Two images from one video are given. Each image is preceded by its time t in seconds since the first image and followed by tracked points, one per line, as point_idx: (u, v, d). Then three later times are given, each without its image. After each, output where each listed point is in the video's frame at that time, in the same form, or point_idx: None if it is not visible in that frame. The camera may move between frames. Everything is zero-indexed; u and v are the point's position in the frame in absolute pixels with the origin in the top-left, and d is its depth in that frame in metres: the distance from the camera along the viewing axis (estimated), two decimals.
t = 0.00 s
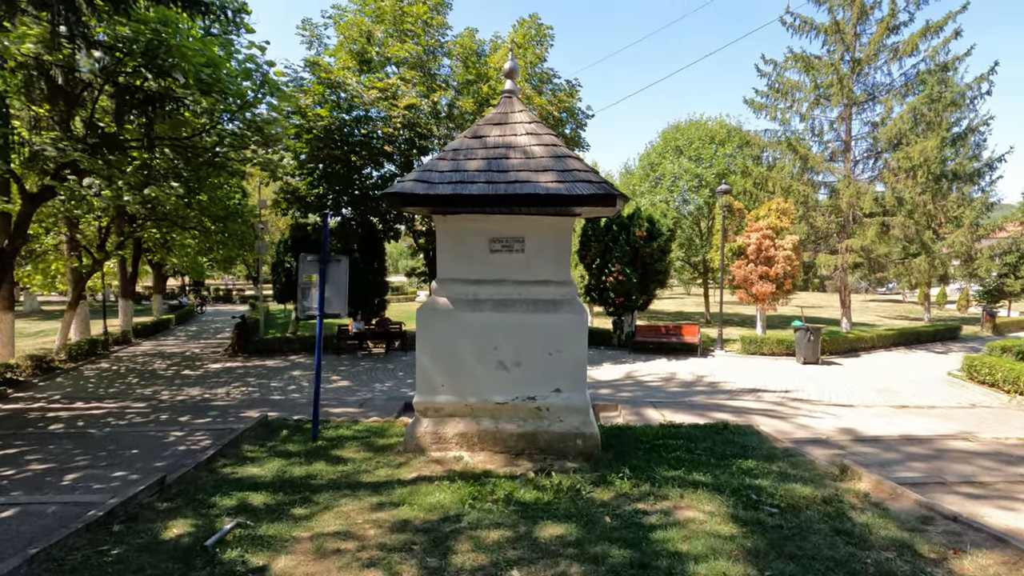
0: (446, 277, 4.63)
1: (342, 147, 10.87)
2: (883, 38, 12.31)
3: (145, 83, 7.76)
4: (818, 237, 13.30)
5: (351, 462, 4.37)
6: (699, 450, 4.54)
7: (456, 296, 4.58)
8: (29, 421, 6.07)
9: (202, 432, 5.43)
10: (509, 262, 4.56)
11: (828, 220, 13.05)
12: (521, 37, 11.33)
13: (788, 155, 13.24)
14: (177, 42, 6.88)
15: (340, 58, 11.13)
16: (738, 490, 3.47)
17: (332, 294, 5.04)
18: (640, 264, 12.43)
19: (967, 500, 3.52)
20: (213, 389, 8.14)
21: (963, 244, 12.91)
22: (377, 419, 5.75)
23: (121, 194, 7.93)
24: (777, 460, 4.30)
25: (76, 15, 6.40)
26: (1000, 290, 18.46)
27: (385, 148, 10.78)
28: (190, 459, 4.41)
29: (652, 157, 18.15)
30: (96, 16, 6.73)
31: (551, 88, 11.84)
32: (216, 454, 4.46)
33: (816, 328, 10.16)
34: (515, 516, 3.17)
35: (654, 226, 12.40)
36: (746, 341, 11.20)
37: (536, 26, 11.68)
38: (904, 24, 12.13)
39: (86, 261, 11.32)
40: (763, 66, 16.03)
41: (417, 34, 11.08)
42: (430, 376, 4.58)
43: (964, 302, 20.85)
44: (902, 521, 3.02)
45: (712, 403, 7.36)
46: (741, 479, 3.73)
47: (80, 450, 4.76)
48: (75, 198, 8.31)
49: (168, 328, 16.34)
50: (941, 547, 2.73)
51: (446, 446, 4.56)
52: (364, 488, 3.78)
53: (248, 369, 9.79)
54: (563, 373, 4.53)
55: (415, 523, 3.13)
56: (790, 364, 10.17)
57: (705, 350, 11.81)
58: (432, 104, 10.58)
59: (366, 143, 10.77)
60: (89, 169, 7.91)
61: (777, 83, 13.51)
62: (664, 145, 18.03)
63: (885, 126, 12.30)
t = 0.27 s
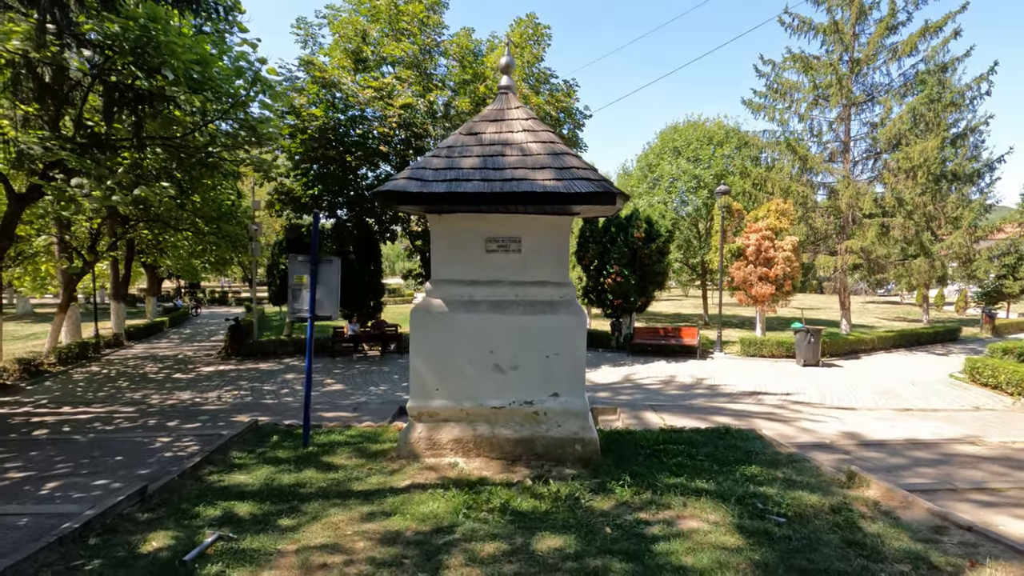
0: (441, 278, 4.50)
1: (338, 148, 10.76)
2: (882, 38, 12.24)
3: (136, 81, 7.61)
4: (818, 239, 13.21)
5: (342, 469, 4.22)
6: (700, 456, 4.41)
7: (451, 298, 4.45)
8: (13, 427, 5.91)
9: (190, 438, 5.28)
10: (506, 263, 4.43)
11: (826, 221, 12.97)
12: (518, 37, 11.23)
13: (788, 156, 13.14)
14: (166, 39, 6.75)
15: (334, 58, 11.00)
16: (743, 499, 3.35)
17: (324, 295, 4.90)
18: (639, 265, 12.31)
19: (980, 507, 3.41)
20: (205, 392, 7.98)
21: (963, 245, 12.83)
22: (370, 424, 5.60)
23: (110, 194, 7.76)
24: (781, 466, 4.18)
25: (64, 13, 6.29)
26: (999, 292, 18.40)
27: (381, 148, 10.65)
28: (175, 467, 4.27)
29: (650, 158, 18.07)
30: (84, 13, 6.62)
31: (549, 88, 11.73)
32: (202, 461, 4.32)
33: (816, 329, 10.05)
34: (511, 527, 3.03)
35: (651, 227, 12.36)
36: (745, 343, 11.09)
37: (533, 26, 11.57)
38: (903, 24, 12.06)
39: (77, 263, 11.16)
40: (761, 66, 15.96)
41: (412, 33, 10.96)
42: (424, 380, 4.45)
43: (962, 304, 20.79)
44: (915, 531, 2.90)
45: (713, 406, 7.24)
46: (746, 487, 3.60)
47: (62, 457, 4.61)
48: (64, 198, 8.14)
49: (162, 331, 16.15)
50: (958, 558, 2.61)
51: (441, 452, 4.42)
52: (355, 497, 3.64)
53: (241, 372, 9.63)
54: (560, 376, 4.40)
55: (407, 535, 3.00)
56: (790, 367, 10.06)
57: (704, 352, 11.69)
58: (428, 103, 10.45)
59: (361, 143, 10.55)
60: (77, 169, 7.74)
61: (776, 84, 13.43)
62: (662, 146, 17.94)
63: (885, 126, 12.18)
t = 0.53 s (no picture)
0: (438, 280, 4.37)
1: (335, 149, 10.64)
2: (882, 40, 12.17)
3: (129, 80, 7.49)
4: (818, 241, 13.12)
5: (336, 479, 4.08)
6: (706, 464, 4.28)
7: (449, 301, 4.31)
8: None
9: (180, 446, 5.12)
10: (505, 265, 4.30)
11: (827, 223, 12.90)
12: (516, 37, 11.12)
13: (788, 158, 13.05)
14: (157, 35, 6.56)
15: (331, 58, 10.88)
16: (753, 511, 3.21)
17: (318, 299, 4.76)
18: (639, 268, 12.18)
19: (999, 519, 3.28)
20: (197, 398, 7.82)
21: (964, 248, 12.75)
22: (365, 431, 5.46)
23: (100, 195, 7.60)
24: (791, 475, 4.04)
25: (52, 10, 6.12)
26: (999, 295, 18.34)
27: (378, 150, 10.52)
28: (163, 477, 4.11)
29: (649, 160, 17.99)
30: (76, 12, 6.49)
31: (547, 89, 11.63)
32: (190, 470, 4.17)
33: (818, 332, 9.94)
34: (513, 542, 2.89)
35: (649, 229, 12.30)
36: (746, 346, 10.97)
37: (532, 26, 11.46)
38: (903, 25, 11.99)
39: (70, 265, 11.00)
40: (760, 67, 15.96)
41: (410, 33, 10.85)
42: (421, 385, 4.30)
43: (961, 306, 20.72)
44: (935, 545, 2.77)
45: (716, 411, 7.10)
46: (756, 498, 3.46)
47: (46, 466, 4.45)
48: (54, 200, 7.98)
49: (156, 334, 15.97)
50: None
51: (438, 461, 4.27)
52: (348, 509, 3.49)
53: (234, 377, 9.46)
54: (562, 382, 4.26)
55: (402, 550, 2.86)
56: (792, 370, 9.94)
57: (705, 356, 11.56)
58: (426, 104, 10.34)
59: (358, 145, 10.55)
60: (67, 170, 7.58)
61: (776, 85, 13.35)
62: (661, 148, 17.87)
63: (886, 128, 12.12)
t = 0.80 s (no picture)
0: (436, 284, 4.24)
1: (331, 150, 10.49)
2: (883, 41, 12.10)
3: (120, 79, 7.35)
4: (818, 243, 13.04)
5: (330, 490, 3.93)
6: (713, 473, 4.15)
7: (447, 305, 4.18)
8: None
9: (170, 454, 4.97)
10: (505, 268, 4.16)
11: (827, 225, 12.83)
12: (515, 37, 11.00)
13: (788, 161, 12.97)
14: (148, 34, 6.45)
15: (327, 58, 10.72)
16: (765, 524, 3.08)
17: (312, 303, 4.63)
18: (637, 271, 12.07)
19: (1019, 532, 3.17)
20: (189, 403, 7.65)
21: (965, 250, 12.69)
22: (361, 439, 5.31)
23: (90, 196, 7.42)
24: (800, 485, 3.92)
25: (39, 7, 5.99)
26: (998, 297, 18.30)
27: (374, 151, 10.35)
28: (149, 488, 3.96)
29: (648, 162, 17.90)
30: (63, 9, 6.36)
31: (546, 90, 11.53)
32: (179, 481, 4.02)
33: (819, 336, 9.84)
34: (514, 559, 2.75)
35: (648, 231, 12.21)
36: (747, 349, 10.86)
37: (530, 27, 11.34)
38: (904, 27, 11.92)
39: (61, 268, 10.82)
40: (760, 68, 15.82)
41: (407, 33, 10.71)
42: (418, 393, 4.17)
43: (960, 309, 20.70)
44: (957, 561, 2.65)
45: (719, 416, 6.98)
46: (766, 510, 3.34)
47: (29, 477, 4.29)
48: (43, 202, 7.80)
49: (149, 337, 15.75)
50: None
51: (436, 471, 4.13)
52: (342, 522, 3.35)
53: (228, 381, 9.30)
54: (563, 388, 4.13)
55: (399, 569, 2.72)
56: (794, 374, 9.83)
57: (706, 359, 11.45)
58: (423, 105, 10.22)
59: (355, 146, 10.36)
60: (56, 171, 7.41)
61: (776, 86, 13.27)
62: (660, 150, 17.79)
63: (886, 130, 12.06)
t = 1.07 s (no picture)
0: (431, 283, 4.10)
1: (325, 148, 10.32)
2: (880, 40, 12.05)
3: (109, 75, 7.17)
4: (816, 243, 12.98)
5: (321, 497, 3.80)
6: (716, 477, 4.04)
7: (443, 305, 4.05)
8: None
9: (155, 459, 4.81)
10: (503, 266, 4.04)
11: (826, 225, 12.78)
12: (512, 35, 10.89)
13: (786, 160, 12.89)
14: (137, 28, 6.27)
15: (321, 55, 10.58)
16: (772, 533, 2.97)
17: (302, 303, 4.48)
18: (634, 270, 11.98)
19: None
20: (180, 405, 7.49)
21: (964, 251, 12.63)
22: (354, 443, 5.18)
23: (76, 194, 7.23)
24: (805, 490, 3.81)
25: None
26: (995, 298, 18.26)
27: (369, 149, 10.11)
28: (132, 495, 3.81)
29: (645, 162, 17.82)
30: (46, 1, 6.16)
31: (543, 89, 11.42)
32: (163, 488, 3.87)
33: (818, 337, 9.75)
34: (512, 571, 2.63)
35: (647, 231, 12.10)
36: (746, 350, 10.77)
37: (527, 24, 11.23)
38: (902, 26, 11.87)
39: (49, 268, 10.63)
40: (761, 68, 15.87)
41: (402, 30, 10.56)
42: (413, 396, 4.03)
43: (956, 309, 20.70)
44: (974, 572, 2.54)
45: (719, 418, 6.87)
46: (772, 517, 3.22)
47: (7, 484, 4.13)
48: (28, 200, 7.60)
49: (141, 339, 15.55)
50: None
51: (431, 476, 4.00)
52: (333, 531, 3.21)
53: (220, 383, 9.14)
54: (562, 391, 4.02)
55: None
56: (793, 375, 9.74)
57: (704, 360, 11.35)
58: (419, 102, 10.07)
59: (349, 145, 10.20)
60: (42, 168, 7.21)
61: (774, 86, 13.19)
62: (657, 150, 17.71)
63: (885, 129, 11.98)
